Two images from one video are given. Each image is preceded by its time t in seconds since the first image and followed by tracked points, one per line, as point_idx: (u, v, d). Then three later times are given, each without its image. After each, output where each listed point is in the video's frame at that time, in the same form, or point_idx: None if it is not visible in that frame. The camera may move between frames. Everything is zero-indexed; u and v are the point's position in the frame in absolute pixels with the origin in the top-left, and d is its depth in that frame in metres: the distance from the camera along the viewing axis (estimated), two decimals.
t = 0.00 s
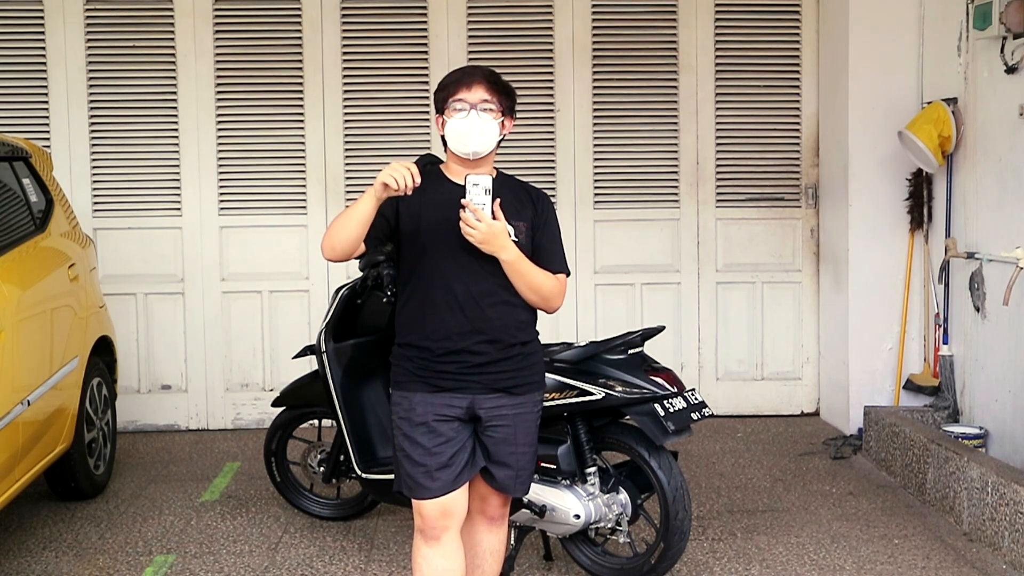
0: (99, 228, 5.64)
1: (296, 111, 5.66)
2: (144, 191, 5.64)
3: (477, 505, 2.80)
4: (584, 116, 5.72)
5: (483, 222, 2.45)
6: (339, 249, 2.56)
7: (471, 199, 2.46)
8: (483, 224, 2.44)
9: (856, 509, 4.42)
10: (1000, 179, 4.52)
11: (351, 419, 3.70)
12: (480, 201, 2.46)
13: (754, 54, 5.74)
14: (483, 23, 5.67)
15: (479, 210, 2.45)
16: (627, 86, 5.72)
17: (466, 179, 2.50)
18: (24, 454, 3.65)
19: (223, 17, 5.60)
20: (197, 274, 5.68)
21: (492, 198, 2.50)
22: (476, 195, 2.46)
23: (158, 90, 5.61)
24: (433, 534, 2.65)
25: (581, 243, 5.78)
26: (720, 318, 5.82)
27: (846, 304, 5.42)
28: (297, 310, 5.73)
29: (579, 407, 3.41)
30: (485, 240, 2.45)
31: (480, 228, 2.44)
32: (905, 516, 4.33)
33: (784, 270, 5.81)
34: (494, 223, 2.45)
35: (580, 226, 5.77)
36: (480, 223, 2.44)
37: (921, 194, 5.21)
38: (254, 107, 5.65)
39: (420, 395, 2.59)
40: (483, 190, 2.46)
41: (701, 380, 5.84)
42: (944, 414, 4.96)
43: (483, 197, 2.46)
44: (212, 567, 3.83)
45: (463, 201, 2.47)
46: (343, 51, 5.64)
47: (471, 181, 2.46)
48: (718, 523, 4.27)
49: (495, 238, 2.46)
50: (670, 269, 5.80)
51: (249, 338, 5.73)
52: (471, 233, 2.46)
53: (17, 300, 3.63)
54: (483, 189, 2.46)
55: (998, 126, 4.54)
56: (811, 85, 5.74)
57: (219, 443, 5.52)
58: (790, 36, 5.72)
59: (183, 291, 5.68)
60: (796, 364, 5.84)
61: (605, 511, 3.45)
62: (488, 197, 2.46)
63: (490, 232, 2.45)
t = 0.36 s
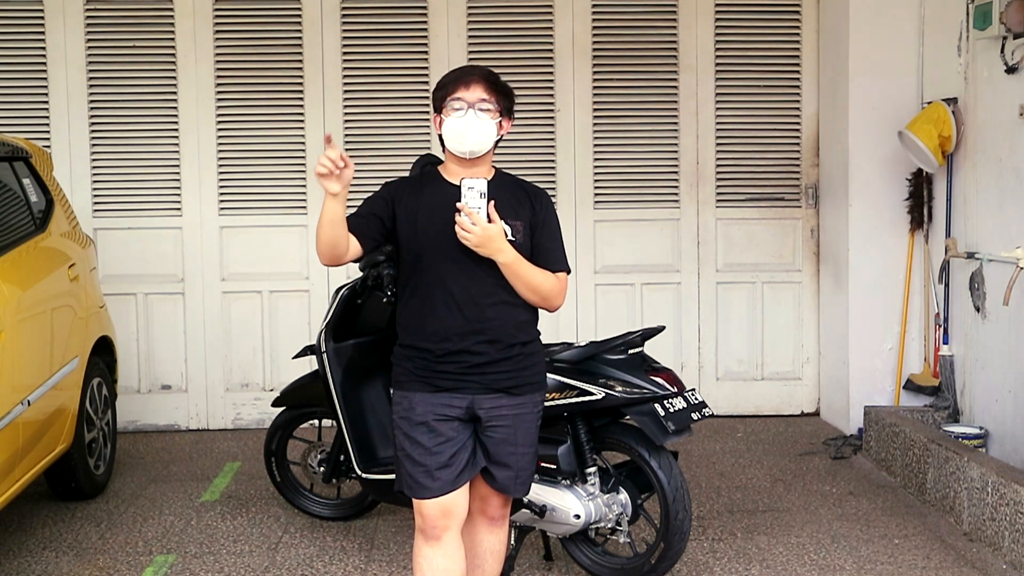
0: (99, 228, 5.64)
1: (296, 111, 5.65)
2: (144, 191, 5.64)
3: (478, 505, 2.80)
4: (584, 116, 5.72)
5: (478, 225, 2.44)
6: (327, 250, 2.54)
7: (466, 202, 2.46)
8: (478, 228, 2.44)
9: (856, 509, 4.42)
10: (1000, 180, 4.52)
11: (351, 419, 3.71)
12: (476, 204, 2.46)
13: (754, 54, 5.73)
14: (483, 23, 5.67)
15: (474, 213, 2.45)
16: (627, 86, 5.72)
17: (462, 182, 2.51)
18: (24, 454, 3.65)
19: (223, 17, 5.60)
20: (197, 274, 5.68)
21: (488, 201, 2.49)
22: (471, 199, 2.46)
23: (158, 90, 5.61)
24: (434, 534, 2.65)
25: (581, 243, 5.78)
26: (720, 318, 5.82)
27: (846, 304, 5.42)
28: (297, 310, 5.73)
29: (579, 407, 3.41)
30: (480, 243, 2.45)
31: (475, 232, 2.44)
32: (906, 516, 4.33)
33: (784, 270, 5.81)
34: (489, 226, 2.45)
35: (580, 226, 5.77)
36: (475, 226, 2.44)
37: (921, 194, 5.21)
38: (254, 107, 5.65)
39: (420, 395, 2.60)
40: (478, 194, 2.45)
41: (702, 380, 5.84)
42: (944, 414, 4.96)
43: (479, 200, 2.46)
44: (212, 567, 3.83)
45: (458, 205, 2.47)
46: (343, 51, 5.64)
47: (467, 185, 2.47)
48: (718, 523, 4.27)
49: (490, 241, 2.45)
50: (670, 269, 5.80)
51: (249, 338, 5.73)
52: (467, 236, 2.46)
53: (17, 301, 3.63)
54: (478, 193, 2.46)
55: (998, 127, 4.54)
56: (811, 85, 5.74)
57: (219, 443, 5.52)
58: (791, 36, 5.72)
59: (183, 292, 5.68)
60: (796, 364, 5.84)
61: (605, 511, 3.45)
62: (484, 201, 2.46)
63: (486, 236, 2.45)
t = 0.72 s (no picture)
0: (99, 228, 5.64)
1: (295, 111, 5.65)
2: (144, 191, 5.64)
3: (478, 506, 2.80)
4: (584, 116, 5.72)
5: (474, 225, 2.46)
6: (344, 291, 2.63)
7: (460, 203, 2.48)
8: (473, 228, 2.45)
9: (856, 509, 4.42)
10: (1001, 180, 4.52)
11: (351, 420, 3.71)
12: (471, 205, 2.48)
13: (754, 54, 5.73)
14: (483, 23, 5.67)
15: (469, 213, 2.47)
16: (627, 86, 5.72)
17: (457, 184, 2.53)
18: (24, 454, 3.65)
19: (223, 17, 5.60)
20: (197, 274, 5.68)
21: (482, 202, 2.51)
22: (466, 199, 2.48)
23: (158, 90, 5.61)
24: (434, 534, 2.66)
25: (581, 243, 5.78)
26: (720, 318, 5.82)
27: (846, 304, 5.42)
28: (297, 310, 5.73)
29: (579, 407, 3.40)
30: (476, 243, 2.46)
31: (471, 232, 2.45)
32: (906, 516, 4.33)
33: (784, 270, 5.81)
34: (484, 226, 2.46)
35: (580, 226, 5.77)
36: (470, 226, 2.45)
37: (921, 194, 5.21)
38: (254, 107, 5.65)
39: (419, 395, 2.60)
40: (473, 194, 2.47)
41: (702, 380, 5.84)
42: (944, 414, 4.96)
43: (474, 200, 2.48)
44: (212, 567, 3.83)
45: (453, 207, 2.49)
46: (343, 51, 5.64)
47: (461, 185, 2.50)
48: (718, 523, 4.27)
49: (486, 241, 2.46)
50: (670, 269, 5.80)
51: (249, 338, 5.73)
52: (462, 237, 2.47)
53: (17, 300, 3.63)
54: (473, 193, 2.48)
55: (998, 126, 4.54)
56: (811, 86, 5.74)
57: (219, 443, 5.52)
58: (791, 36, 5.72)
59: (183, 292, 5.68)
60: (796, 364, 5.84)
61: (605, 511, 3.45)
62: (479, 200, 2.48)
63: (481, 235, 2.46)
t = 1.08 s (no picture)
0: (99, 228, 5.64)
1: (295, 111, 5.65)
2: (143, 191, 5.64)
3: (479, 506, 2.80)
4: (584, 116, 5.72)
5: (477, 225, 2.47)
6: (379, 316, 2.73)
7: (463, 204, 2.48)
8: (478, 227, 2.47)
9: (856, 509, 4.42)
10: (1001, 180, 4.52)
11: (351, 420, 3.72)
12: (473, 204, 2.48)
13: (754, 54, 5.74)
14: (483, 23, 5.67)
15: (472, 213, 2.47)
16: (627, 86, 5.72)
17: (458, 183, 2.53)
18: (24, 455, 3.65)
19: (223, 17, 5.60)
20: (197, 274, 5.68)
21: (483, 201, 2.51)
22: (469, 200, 2.48)
23: (157, 90, 5.61)
24: (434, 534, 2.66)
25: (581, 243, 5.78)
26: (720, 318, 5.83)
27: (846, 304, 5.42)
28: (298, 310, 5.73)
29: (579, 407, 3.41)
30: (480, 242, 2.47)
31: (475, 231, 2.47)
32: (906, 516, 4.33)
33: (784, 270, 5.81)
34: (488, 225, 2.47)
35: (580, 226, 5.77)
36: (474, 226, 2.47)
37: (921, 194, 5.21)
38: (254, 107, 5.65)
39: (420, 395, 2.60)
40: (474, 194, 2.47)
41: (702, 380, 5.84)
42: (944, 414, 4.96)
43: (475, 200, 2.48)
44: (212, 567, 3.83)
45: (455, 208, 2.49)
46: (343, 51, 5.64)
47: (463, 186, 2.48)
48: (718, 523, 4.27)
49: (490, 240, 2.48)
50: (670, 269, 5.80)
51: (249, 338, 5.73)
52: (466, 237, 2.48)
53: (17, 300, 3.62)
54: (475, 193, 2.48)
55: (998, 126, 4.54)
56: (811, 86, 5.74)
57: (218, 443, 5.52)
58: (791, 36, 5.72)
59: (183, 291, 5.68)
60: (796, 364, 5.84)
61: (605, 511, 3.45)
62: (480, 200, 2.48)
63: (485, 234, 2.47)
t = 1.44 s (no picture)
0: (99, 228, 5.64)
1: (295, 111, 5.65)
2: (143, 192, 5.64)
3: (477, 505, 2.80)
4: (583, 116, 5.72)
5: (480, 215, 2.46)
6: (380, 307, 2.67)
7: (464, 194, 2.48)
8: (480, 217, 2.46)
9: (856, 509, 4.42)
10: (1001, 180, 4.52)
11: (351, 420, 3.71)
12: (474, 195, 2.49)
13: (754, 54, 5.74)
14: (483, 23, 5.67)
15: (473, 204, 2.47)
16: (627, 86, 5.72)
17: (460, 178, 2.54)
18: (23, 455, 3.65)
19: (223, 17, 5.60)
20: (197, 274, 5.68)
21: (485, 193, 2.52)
22: (470, 190, 2.49)
23: (157, 90, 5.61)
24: (432, 533, 2.66)
25: (581, 243, 5.78)
26: (720, 318, 5.83)
27: (846, 304, 5.42)
28: (298, 310, 5.73)
29: (579, 407, 3.40)
30: (482, 233, 2.47)
31: (478, 221, 2.46)
32: (906, 516, 4.33)
33: (784, 269, 5.81)
34: (490, 215, 2.47)
35: (580, 226, 5.77)
36: (476, 216, 2.46)
37: (921, 194, 5.21)
38: (254, 107, 5.65)
39: (417, 395, 2.61)
40: (475, 184, 2.48)
41: (702, 380, 5.84)
42: (944, 414, 4.96)
43: (476, 191, 2.48)
44: (212, 567, 3.83)
45: (457, 199, 2.50)
46: (343, 51, 5.64)
47: (464, 177, 2.49)
48: (718, 523, 4.27)
49: (492, 230, 2.47)
50: (670, 269, 5.80)
51: (249, 337, 5.73)
52: (468, 228, 2.48)
53: (17, 301, 3.62)
54: (476, 184, 2.49)
55: (998, 126, 4.54)
56: (811, 86, 5.74)
57: (219, 443, 5.52)
58: (790, 36, 5.72)
59: (183, 292, 5.68)
60: (796, 364, 5.84)
61: (605, 511, 3.45)
62: (481, 191, 2.49)
63: (487, 225, 2.47)
